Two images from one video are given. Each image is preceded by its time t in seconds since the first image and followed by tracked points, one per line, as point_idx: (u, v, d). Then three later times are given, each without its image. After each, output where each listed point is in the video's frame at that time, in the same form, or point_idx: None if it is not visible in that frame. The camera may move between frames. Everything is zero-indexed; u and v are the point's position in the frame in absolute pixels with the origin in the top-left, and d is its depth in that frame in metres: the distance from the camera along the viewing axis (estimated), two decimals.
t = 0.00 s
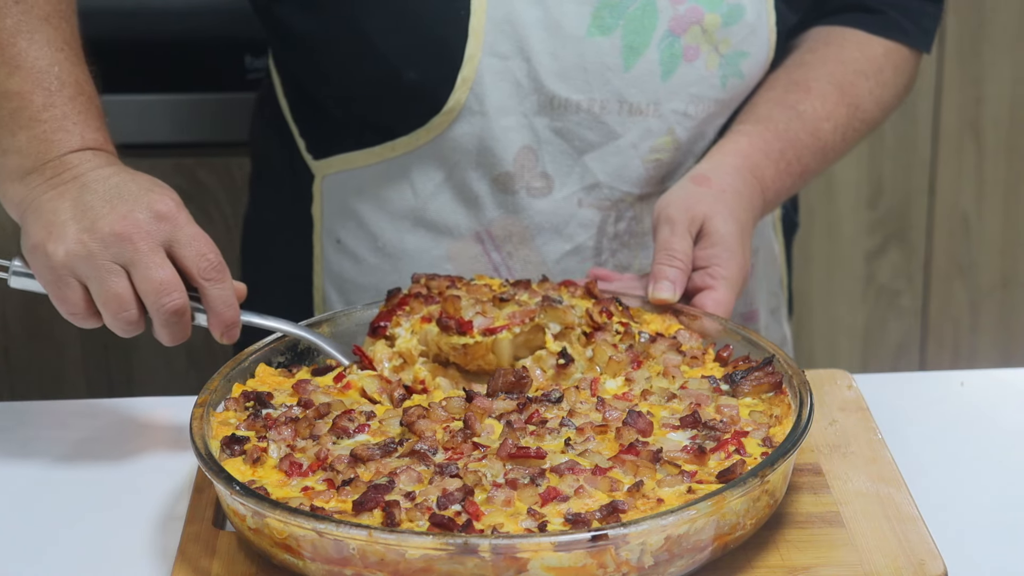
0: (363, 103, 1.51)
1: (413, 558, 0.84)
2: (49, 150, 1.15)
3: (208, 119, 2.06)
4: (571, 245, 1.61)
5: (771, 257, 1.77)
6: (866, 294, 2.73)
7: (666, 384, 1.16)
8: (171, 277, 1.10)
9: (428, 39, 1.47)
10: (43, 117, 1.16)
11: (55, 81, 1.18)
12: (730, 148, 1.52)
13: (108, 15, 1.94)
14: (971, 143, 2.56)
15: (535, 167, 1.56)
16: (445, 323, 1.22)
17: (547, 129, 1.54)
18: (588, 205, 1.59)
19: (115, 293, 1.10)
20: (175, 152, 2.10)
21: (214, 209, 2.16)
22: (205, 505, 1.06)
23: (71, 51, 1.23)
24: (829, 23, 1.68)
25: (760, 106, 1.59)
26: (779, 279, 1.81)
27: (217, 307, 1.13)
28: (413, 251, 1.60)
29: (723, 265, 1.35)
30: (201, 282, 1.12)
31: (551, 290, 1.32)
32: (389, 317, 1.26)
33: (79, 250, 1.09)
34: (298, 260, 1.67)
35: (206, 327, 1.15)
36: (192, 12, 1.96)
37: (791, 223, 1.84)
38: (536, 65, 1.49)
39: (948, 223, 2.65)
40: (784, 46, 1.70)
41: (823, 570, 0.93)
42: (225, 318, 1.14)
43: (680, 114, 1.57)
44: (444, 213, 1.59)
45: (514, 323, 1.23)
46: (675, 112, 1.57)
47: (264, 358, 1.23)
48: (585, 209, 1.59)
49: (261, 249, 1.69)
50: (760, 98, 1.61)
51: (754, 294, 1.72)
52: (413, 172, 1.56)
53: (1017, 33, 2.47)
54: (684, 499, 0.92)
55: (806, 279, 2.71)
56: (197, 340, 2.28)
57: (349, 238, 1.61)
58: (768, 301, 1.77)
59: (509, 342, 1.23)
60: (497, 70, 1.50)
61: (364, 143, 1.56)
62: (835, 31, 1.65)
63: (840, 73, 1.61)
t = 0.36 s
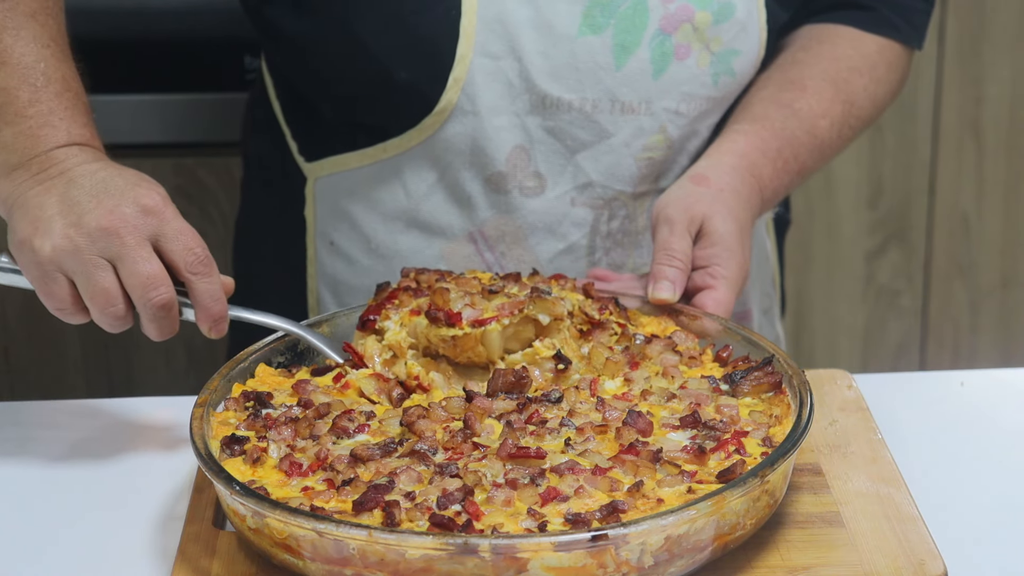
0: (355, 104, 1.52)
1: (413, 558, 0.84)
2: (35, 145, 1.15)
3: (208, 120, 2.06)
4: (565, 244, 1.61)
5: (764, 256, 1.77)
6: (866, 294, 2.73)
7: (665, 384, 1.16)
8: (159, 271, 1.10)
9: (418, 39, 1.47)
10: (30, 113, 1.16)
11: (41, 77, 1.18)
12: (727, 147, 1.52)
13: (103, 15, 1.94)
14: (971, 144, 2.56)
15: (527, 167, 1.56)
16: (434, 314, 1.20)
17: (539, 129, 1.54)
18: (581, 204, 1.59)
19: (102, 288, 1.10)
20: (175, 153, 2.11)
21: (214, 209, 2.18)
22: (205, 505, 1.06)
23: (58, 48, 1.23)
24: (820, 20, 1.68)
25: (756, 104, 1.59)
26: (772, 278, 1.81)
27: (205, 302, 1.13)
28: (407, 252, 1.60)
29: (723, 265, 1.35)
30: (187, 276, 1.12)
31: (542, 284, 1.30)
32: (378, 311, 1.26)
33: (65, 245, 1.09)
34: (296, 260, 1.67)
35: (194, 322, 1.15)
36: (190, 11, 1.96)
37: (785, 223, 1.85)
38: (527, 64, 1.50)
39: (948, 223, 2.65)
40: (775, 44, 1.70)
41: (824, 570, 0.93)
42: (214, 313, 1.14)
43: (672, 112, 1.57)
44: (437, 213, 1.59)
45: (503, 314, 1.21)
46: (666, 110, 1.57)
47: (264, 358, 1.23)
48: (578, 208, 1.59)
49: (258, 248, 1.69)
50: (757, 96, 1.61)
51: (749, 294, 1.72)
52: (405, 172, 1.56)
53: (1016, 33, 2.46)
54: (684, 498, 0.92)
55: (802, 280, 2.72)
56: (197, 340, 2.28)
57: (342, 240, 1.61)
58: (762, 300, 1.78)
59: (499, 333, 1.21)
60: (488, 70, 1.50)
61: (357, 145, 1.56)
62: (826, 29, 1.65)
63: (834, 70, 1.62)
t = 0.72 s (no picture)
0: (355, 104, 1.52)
1: (413, 558, 0.84)
2: (27, 136, 1.16)
3: (208, 121, 2.06)
4: (564, 243, 1.61)
5: (764, 256, 1.77)
6: (866, 294, 2.73)
7: (665, 384, 1.16)
8: (149, 261, 1.09)
9: (417, 38, 1.47)
10: (21, 103, 1.17)
11: (33, 67, 1.19)
12: (727, 147, 1.52)
13: (104, 15, 1.94)
14: (970, 143, 2.56)
15: (527, 166, 1.56)
16: (423, 305, 1.18)
17: (538, 128, 1.54)
18: (580, 203, 1.59)
19: (92, 277, 1.10)
20: (174, 153, 2.11)
21: (214, 209, 2.18)
22: (206, 505, 1.06)
23: (52, 38, 1.23)
24: (820, 19, 1.67)
25: (757, 104, 1.60)
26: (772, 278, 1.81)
27: (196, 292, 1.13)
28: (407, 250, 1.61)
29: (723, 265, 1.35)
30: (178, 267, 1.12)
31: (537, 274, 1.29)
32: (370, 301, 1.23)
33: (56, 235, 1.09)
34: (295, 260, 1.66)
35: (184, 312, 1.14)
36: (189, 11, 1.96)
37: (786, 223, 1.85)
38: (526, 64, 1.50)
39: (948, 223, 2.65)
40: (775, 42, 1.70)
41: (824, 570, 0.93)
42: (205, 304, 1.13)
43: (671, 111, 1.57)
44: (436, 213, 1.59)
45: (494, 304, 1.20)
46: (665, 109, 1.57)
47: (264, 358, 1.23)
48: (577, 208, 1.59)
49: (259, 247, 1.69)
50: (757, 96, 1.61)
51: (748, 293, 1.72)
52: (404, 172, 1.56)
53: (1016, 33, 2.46)
54: (684, 498, 0.92)
55: (802, 280, 2.72)
56: (196, 340, 2.28)
57: (341, 240, 1.61)
58: (762, 300, 1.78)
59: (489, 324, 1.20)
60: (487, 68, 1.50)
61: (356, 145, 1.56)
62: (826, 28, 1.65)
63: (835, 70, 1.62)
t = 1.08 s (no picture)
0: (358, 100, 1.52)
1: (413, 558, 0.84)
2: (17, 121, 1.16)
3: (209, 121, 2.05)
4: (566, 241, 1.61)
5: (768, 255, 1.77)
6: (866, 294, 2.73)
7: (664, 384, 1.16)
8: (137, 249, 1.09)
9: (423, 34, 1.47)
10: (13, 89, 1.19)
11: (26, 54, 1.21)
12: (729, 147, 1.52)
13: (105, 14, 1.94)
14: (971, 143, 2.56)
15: (529, 163, 1.56)
16: (411, 295, 1.16)
17: (541, 125, 1.54)
18: (583, 200, 1.59)
19: (80, 265, 1.10)
20: (174, 153, 2.11)
21: (214, 209, 2.18)
22: (205, 505, 1.06)
23: (45, 25, 1.26)
24: (826, 19, 1.66)
25: (760, 104, 1.60)
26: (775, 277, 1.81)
27: (182, 280, 1.12)
28: (408, 247, 1.61)
29: (723, 265, 1.36)
30: (165, 255, 1.11)
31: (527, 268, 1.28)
32: (360, 292, 1.21)
33: (43, 222, 1.10)
34: (295, 260, 1.67)
35: (172, 300, 1.14)
36: (190, 11, 1.96)
37: (788, 223, 1.85)
38: (529, 60, 1.49)
39: (948, 223, 2.65)
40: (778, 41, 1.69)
41: (823, 570, 0.93)
42: (192, 292, 1.13)
43: (675, 109, 1.57)
44: (439, 210, 1.59)
45: (482, 296, 1.19)
46: (669, 107, 1.57)
47: (264, 358, 1.23)
48: (579, 205, 1.59)
49: (259, 246, 1.69)
50: (760, 96, 1.61)
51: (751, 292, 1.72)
52: (407, 168, 1.56)
53: (1016, 32, 2.46)
54: (684, 498, 0.92)
55: (803, 279, 2.72)
56: (197, 340, 2.28)
57: (343, 236, 1.61)
58: (765, 298, 1.78)
59: (477, 315, 1.18)
60: (490, 65, 1.50)
61: (358, 141, 1.56)
62: (832, 27, 1.64)
63: (839, 70, 1.62)
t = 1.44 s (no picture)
0: (362, 99, 1.52)
1: (413, 558, 0.84)
2: (17, 116, 1.17)
3: (209, 120, 2.06)
4: (569, 241, 1.61)
5: (771, 254, 1.77)
6: (866, 294, 2.73)
7: (664, 384, 1.16)
8: (134, 244, 1.09)
9: (427, 32, 1.48)
10: (12, 83, 1.19)
11: (25, 47, 1.21)
12: (731, 147, 1.52)
13: (105, 14, 1.94)
14: (971, 143, 2.56)
15: (533, 162, 1.56)
16: (410, 292, 1.17)
17: (545, 124, 1.54)
18: (586, 200, 1.59)
19: (77, 260, 1.10)
20: (174, 153, 2.11)
21: (214, 209, 2.18)
22: (205, 505, 1.06)
23: (46, 19, 1.26)
24: (829, 19, 1.67)
25: (762, 105, 1.60)
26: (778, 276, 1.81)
27: (180, 275, 1.12)
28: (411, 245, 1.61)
29: (724, 265, 1.36)
30: (162, 250, 1.11)
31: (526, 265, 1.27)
32: (359, 287, 1.21)
33: (41, 217, 1.10)
34: (296, 260, 1.67)
35: (170, 294, 1.14)
36: (190, 11, 1.96)
37: (791, 223, 1.85)
38: (534, 59, 1.50)
39: (948, 223, 2.65)
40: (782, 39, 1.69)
41: (823, 570, 0.93)
42: (190, 287, 1.13)
43: (678, 108, 1.57)
44: (442, 208, 1.59)
45: (480, 293, 1.18)
46: (673, 106, 1.57)
47: (264, 358, 1.23)
48: (583, 205, 1.59)
49: (260, 246, 1.69)
50: (763, 97, 1.61)
51: (754, 291, 1.72)
52: (410, 167, 1.56)
53: (1017, 32, 2.46)
54: (684, 498, 0.92)
55: (803, 278, 2.72)
56: (197, 340, 2.28)
57: (347, 234, 1.61)
58: (767, 298, 1.78)
59: (475, 313, 1.18)
60: (494, 64, 1.50)
61: (362, 140, 1.56)
62: (834, 27, 1.65)
63: (842, 71, 1.62)
